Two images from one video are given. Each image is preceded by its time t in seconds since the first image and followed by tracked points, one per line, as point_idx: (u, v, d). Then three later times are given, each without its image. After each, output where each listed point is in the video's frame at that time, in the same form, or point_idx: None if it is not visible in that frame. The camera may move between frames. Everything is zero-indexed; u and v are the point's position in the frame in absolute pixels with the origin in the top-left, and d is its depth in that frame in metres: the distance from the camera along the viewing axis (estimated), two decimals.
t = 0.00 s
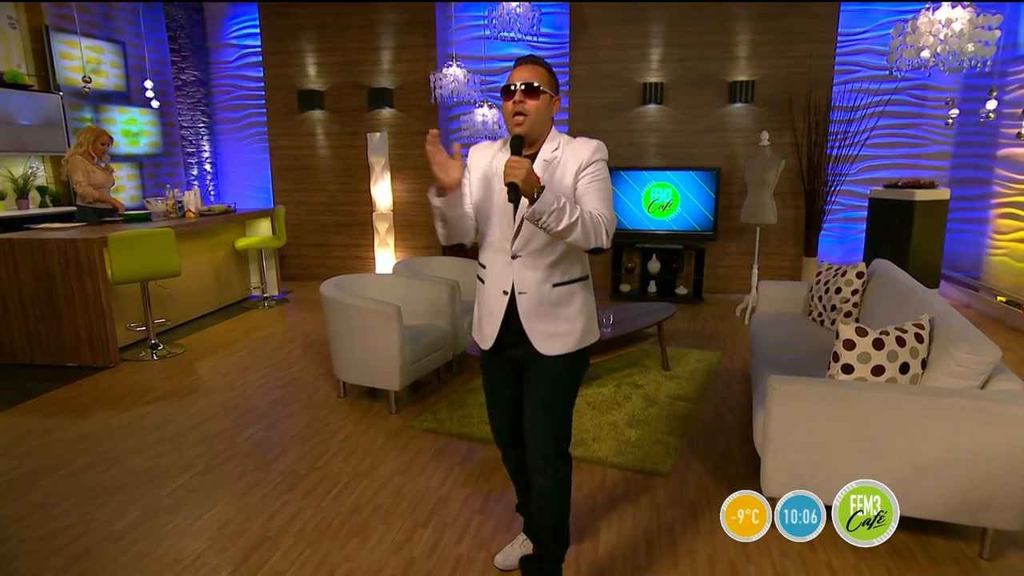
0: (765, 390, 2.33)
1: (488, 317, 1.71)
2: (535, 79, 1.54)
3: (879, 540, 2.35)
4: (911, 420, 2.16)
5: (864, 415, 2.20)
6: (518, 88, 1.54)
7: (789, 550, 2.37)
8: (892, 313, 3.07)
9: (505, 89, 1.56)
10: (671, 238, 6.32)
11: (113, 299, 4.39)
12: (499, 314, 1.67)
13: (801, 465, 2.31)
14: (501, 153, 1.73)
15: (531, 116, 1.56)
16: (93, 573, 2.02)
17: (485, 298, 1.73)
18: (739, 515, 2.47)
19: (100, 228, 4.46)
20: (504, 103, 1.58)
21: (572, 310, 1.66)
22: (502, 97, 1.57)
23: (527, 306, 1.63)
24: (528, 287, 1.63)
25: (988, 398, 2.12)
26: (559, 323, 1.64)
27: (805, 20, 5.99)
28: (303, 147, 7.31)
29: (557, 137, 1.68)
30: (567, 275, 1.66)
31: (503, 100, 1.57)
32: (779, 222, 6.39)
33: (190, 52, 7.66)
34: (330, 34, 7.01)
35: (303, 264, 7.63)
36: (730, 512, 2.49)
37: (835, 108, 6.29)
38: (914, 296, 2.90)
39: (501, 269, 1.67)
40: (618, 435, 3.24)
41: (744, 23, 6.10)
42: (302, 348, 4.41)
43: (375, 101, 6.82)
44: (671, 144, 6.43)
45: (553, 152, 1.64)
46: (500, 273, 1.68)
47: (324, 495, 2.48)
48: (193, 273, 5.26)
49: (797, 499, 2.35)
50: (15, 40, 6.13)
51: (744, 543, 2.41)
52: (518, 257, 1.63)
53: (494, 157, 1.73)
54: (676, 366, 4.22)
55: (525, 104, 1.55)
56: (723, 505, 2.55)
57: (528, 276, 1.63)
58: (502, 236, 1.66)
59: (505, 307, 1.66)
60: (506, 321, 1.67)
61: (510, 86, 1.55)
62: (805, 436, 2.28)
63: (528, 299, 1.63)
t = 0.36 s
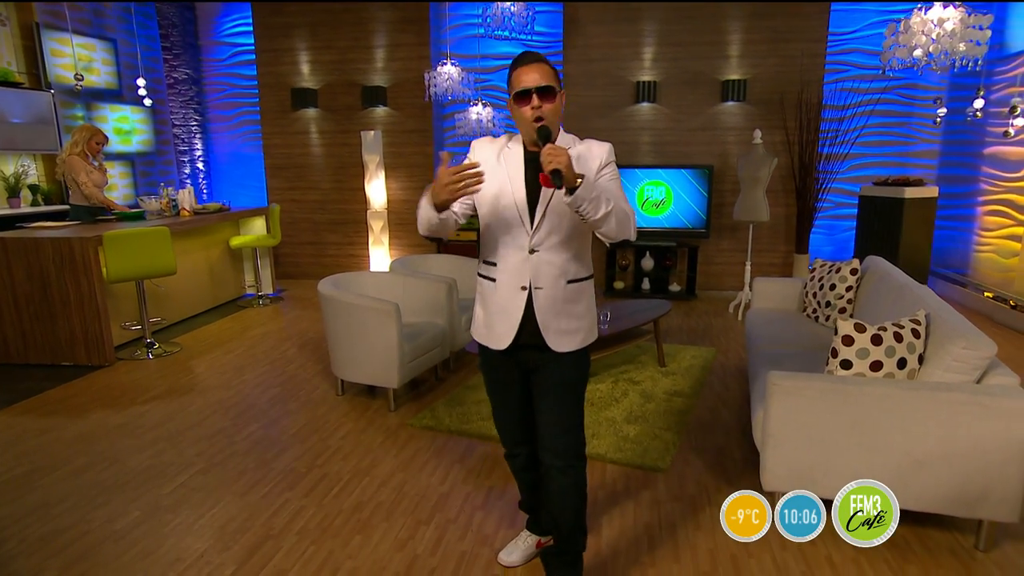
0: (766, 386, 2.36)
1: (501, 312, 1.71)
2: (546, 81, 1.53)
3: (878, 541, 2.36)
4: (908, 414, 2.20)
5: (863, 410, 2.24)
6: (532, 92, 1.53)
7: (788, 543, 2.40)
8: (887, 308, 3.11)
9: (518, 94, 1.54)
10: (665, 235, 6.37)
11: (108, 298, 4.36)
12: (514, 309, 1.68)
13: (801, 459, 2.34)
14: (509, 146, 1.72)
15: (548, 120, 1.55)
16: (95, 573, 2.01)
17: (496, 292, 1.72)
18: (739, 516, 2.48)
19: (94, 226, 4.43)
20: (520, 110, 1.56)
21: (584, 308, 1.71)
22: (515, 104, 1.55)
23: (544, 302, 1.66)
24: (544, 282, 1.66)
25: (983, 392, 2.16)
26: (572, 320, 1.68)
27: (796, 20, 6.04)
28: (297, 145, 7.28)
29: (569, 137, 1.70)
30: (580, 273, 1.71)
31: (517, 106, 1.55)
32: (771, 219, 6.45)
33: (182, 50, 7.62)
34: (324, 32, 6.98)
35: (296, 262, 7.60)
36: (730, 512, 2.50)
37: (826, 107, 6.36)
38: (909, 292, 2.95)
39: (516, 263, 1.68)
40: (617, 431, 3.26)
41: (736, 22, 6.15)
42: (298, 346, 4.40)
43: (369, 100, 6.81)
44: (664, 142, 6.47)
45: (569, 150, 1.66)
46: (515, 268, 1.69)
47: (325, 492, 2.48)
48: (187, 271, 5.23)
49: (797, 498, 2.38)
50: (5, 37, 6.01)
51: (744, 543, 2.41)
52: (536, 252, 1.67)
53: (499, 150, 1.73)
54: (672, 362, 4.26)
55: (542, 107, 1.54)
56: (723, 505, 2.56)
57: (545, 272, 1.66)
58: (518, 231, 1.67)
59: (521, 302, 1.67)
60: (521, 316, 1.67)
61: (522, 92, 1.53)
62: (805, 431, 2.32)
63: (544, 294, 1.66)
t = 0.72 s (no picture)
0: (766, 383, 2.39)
1: (515, 313, 1.72)
2: (564, 64, 1.58)
3: (878, 541, 2.37)
4: (905, 409, 2.24)
5: (861, 406, 2.28)
6: (551, 72, 1.56)
7: (788, 541, 2.41)
8: (881, 305, 3.16)
9: (536, 73, 1.57)
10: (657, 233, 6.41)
11: (101, 297, 4.32)
12: (530, 310, 1.70)
13: (800, 456, 2.38)
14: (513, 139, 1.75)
15: (564, 101, 1.59)
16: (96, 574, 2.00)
17: (509, 293, 1.74)
18: (739, 515, 2.46)
19: (86, 226, 4.38)
20: (534, 88, 1.58)
21: (596, 305, 1.75)
22: (532, 83, 1.58)
23: (558, 302, 1.68)
24: (557, 282, 1.69)
25: (977, 387, 2.21)
26: (586, 318, 1.72)
27: (786, 20, 6.10)
28: (290, 144, 7.25)
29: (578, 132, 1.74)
30: (592, 270, 1.74)
31: (532, 85, 1.58)
32: (762, 217, 6.52)
33: (172, 48, 7.58)
34: (317, 31, 6.96)
35: (290, 261, 7.57)
36: (730, 512, 2.48)
37: (815, 107, 6.44)
38: (903, 289, 2.99)
39: (529, 263, 1.70)
40: (615, 428, 3.29)
41: (727, 22, 6.20)
42: (294, 345, 4.39)
43: (362, 99, 6.79)
44: (656, 141, 6.51)
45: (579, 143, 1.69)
46: (527, 268, 1.70)
47: (326, 491, 2.48)
48: (180, 271, 5.19)
49: (797, 498, 2.42)
50: None
51: (744, 543, 2.41)
52: (548, 251, 1.68)
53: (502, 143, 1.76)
54: (667, 360, 4.29)
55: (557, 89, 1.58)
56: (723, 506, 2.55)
57: (558, 271, 1.69)
58: (529, 230, 1.69)
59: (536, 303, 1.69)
60: (536, 317, 1.70)
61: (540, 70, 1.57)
62: (804, 427, 2.35)
63: (558, 294, 1.69)
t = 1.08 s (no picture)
0: (763, 380, 2.43)
1: (533, 326, 1.73)
2: (586, 64, 1.58)
3: (878, 541, 2.37)
4: (899, 405, 2.29)
5: (857, 403, 2.32)
6: (571, 71, 1.57)
7: (787, 541, 2.40)
8: (872, 303, 3.21)
9: (560, 73, 1.58)
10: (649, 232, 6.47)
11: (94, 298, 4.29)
12: (547, 323, 1.70)
13: (797, 452, 2.42)
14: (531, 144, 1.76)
15: (586, 102, 1.59)
16: None
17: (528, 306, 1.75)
18: (739, 516, 2.44)
19: (77, 226, 4.34)
20: (555, 89, 1.60)
21: (620, 322, 1.72)
22: (554, 83, 1.59)
23: (576, 316, 1.67)
24: (576, 296, 1.67)
25: (969, 383, 2.26)
26: (608, 336, 1.69)
27: (775, 22, 6.17)
28: (282, 144, 7.22)
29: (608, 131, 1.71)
30: (617, 285, 1.71)
31: (553, 86, 1.59)
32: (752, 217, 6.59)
33: (162, 48, 7.47)
34: (309, 31, 6.93)
35: (281, 262, 7.54)
36: (730, 512, 2.45)
37: (804, 108, 6.52)
38: (895, 287, 3.03)
39: (547, 276, 1.70)
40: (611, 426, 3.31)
41: (716, 25, 6.27)
42: (288, 345, 4.38)
43: (354, 99, 6.79)
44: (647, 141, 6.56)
45: (604, 148, 1.66)
46: (546, 281, 1.71)
47: (325, 491, 2.48)
48: (172, 271, 5.16)
49: (797, 498, 2.41)
50: None
51: (744, 543, 2.39)
52: (567, 263, 1.67)
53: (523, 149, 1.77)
54: (660, 358, 4.33)
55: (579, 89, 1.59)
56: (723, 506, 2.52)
57: (578, 285, 1.67)
58: (547, 243, 1.70)
59: (552, 316, 1.68)
60: (553, 331, 1.70)
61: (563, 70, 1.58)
62: (801, 424, 2.39)
63: (576, 308, 1.67)
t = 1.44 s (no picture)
0: (759, 378, 2.49)
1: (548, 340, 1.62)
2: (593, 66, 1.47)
3: (879, 541, 2.39)
4: (890, 402, 2.34)
5: (851, 399, 2.38)
6: (578, 77, 1.47)
7: (788, 541, 2.41)
8: (861, 301, 3.29)
9: (566, 80, 1.48)
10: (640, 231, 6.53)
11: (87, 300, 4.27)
12: (563, 337, 1.59)
13: (791, 449, 2.48)
14: (543, 155, 1.63)
15: (597, 108, 1.48)
16: None
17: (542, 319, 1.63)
18: (739, 516, 2.45)
19: (69, 228, 4.31)
20: (563, 97, 1.50)
21: (639, 334, 1.64)
22: (561, 91, 1.50)
23: (597, 330, 1.57)
24: (597, 309, 1.57)
25: (958, 378, 2.32)
26: (628, 349, 1.61)
27: (763, 25, 6.25)
28: (274, 145, 7.21)
29: (625, 137, 1.61)
30: (636, 296, 1.63)
31: (561, 94, 1.49)
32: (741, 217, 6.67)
33: (153, 49, 7.37)
34: (301, 33, 6.93)
35: (274, 262, 7.54)
36: (730, 512, 2.47)
37: (792, 109, 6.61)
38: (884, 284, 3.09)
39: (564, 288, 1.59)
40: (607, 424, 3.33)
41: (705, 27, 6.34)
42: (283, 345, 4.38)
43: (346, 101, 6.79)
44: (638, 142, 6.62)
45: (624, 156, 1.57)
46: (563, 293, 1.60)
47: (324, 491, 2.49)
48: (166, 272, 5.14)
49: (797, 498, 2.44)
50: None
51: (744, 544, 2.40)
52: (585, 275, 1.57)
53: (535, 162, 1.64)
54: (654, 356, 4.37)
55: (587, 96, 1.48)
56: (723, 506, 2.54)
57: (598, 299, 1.57)
58: (565, 254, 1.59)
59: (569, 330, 1.58)
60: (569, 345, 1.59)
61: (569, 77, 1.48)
62: (796, 420, 2.45)
63: (597, 322, 1.57)
